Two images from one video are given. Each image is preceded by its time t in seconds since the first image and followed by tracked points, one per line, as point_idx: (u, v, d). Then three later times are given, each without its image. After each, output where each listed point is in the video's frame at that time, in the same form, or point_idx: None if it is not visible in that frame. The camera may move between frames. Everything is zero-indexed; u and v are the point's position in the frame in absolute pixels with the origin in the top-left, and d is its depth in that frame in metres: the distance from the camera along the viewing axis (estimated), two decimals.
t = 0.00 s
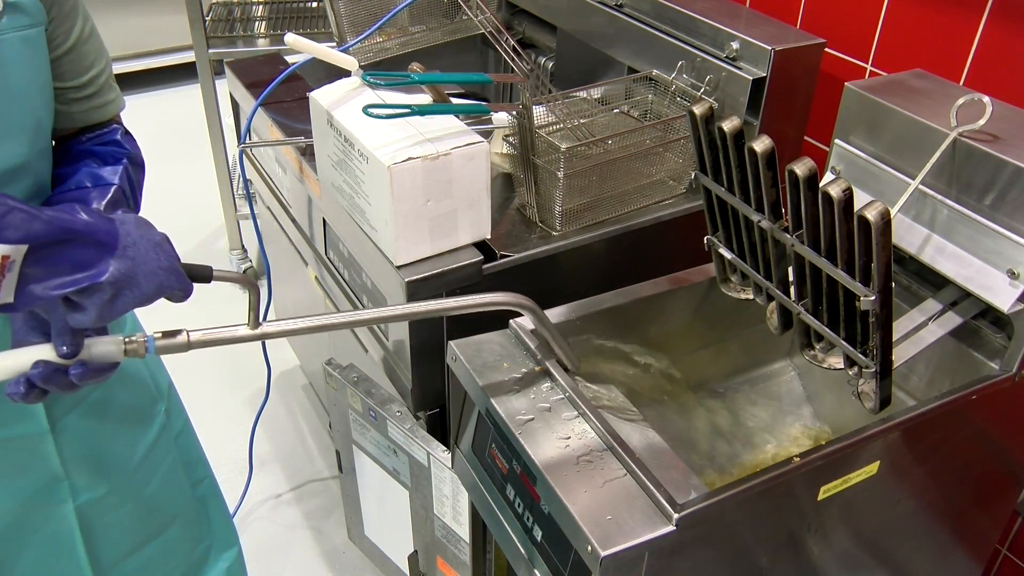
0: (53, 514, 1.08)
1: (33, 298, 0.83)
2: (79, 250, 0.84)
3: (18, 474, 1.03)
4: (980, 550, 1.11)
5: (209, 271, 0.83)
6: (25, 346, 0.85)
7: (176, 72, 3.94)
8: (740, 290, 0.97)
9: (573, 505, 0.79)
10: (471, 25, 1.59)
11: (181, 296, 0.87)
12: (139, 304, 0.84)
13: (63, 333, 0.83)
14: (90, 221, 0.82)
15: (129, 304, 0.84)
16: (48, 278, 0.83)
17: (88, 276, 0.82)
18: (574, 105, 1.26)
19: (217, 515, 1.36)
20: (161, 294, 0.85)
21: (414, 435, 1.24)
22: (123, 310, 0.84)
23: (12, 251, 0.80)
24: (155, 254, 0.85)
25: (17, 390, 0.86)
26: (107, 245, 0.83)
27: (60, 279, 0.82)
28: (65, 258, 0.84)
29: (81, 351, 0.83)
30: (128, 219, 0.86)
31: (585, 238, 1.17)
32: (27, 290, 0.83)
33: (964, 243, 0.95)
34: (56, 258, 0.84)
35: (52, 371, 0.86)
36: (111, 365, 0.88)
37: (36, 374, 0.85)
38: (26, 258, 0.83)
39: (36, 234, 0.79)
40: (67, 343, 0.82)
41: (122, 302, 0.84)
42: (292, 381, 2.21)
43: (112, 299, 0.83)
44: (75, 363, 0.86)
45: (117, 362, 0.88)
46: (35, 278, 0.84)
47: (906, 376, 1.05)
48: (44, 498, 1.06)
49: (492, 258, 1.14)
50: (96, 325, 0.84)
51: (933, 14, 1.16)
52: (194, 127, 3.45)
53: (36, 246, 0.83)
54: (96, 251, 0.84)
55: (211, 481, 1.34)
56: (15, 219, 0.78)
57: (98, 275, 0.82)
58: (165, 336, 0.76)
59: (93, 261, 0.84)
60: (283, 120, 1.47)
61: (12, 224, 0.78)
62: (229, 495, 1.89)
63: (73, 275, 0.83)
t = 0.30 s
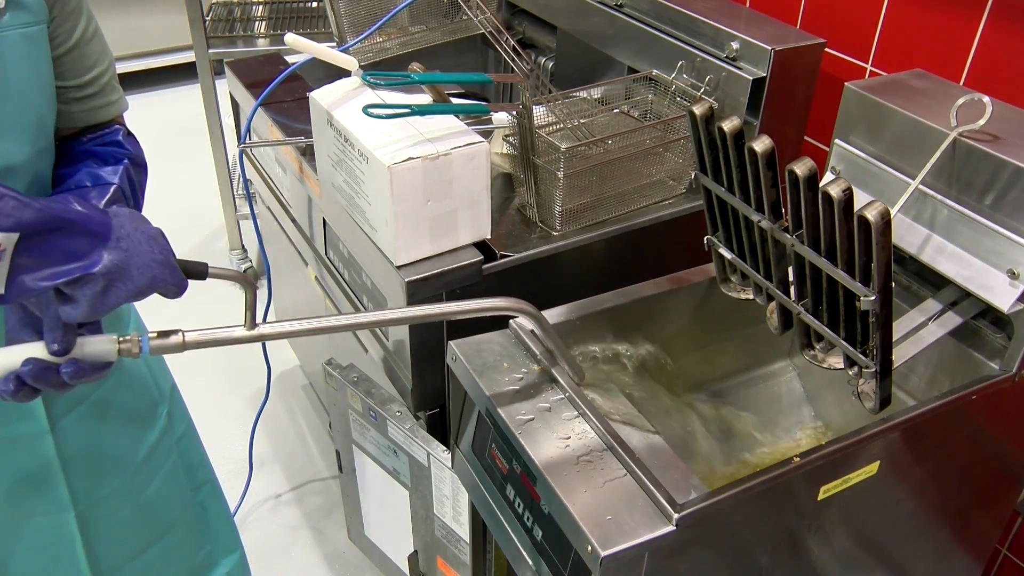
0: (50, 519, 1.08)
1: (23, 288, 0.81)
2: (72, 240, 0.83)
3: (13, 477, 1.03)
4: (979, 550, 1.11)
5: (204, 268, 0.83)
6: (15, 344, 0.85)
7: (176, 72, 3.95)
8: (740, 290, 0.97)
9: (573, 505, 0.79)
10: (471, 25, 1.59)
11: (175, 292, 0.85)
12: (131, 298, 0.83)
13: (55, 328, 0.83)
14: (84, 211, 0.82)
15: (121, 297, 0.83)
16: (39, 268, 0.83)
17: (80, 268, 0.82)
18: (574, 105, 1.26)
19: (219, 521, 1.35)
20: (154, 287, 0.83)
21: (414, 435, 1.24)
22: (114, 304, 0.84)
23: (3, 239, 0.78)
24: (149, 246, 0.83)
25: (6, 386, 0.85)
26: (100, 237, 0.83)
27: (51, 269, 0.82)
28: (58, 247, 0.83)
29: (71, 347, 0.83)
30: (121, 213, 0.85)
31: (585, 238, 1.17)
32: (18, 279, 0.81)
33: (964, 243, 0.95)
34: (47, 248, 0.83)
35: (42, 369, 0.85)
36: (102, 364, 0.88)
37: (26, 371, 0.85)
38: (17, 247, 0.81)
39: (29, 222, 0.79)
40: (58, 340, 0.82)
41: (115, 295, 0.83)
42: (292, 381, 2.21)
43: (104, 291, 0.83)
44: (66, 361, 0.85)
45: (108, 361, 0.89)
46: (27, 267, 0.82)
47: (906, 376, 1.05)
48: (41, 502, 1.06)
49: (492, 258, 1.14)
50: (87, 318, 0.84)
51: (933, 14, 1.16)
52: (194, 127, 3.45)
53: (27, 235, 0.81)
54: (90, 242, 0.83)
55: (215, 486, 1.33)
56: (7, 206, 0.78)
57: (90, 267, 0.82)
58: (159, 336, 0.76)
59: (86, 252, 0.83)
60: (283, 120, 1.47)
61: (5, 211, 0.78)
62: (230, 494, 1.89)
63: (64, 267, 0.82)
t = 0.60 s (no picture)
0: (50, 521, 1.08)
1: (20, 289, 0.80)
2: (71, 240, 0.83)
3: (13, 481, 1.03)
4: (979, 550, 1.11)
5: (207, 274, 0.82)
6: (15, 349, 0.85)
7: (176, 72, 3.95)
8: (740, 290, 0.97)
9: (573, 505, 0.79)
10: (471, 25, 1.59)
11: (174, 295, 0.85)
12: (129, 299, 0.83)
13: (54, 330, 0.82)
14: (85, 211, 0.82)
15: (118, 297, 0.82)
16: (37, 267, 0.82)
17: (78, 269, 0.81)
18: (574, 105, 1.26)
19: (220, 523, 1.35)
20: (153, 289, 0.83)
21: (414, 435, 1.24)
22: (111, 305, 0.83)
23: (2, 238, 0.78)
24: (148, 248, 0.83)
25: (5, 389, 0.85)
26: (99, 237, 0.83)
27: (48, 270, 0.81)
28: (55, 247, 0.82)
29: (71, 352, 0.82)
30: (121, 214, 0.85)
31: (585, 238, 1.17)
32: (16, 280, 0.80)
33: (964, 243, 0.95)
34: (44, 249, 0.82)
35: (40, 374, 0.85)
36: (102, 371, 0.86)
37: (24, 375, 0.84)
38: (14, 246, 0.81)
39: (27, 221, 0.78)
40: (57, 346, 0.82)
41: (113, 296, 0.82)
42: (292, 381, 2.21)
43: (102, 292, 0.82)
44: (64, 367, 0.84)
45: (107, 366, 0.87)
46: (24, 267, 0.82)
47: (906, 376, 1.05)
48: (42, 504, 1.06)
49: (492, 258, 1.14)
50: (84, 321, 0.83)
51: (933, 14, 1.16)
52: (194, 127, 3.45)
53: (25, 233, 0.81)
54: (89, 242, 0.83)
55: (216, 488, 1.33)
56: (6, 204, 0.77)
57: (88, 268, 0.81)
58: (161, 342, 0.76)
59: (83, 252, 0.83)
60: (283, 120, 1.47)
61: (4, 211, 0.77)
62: (229, 494, 1.89)
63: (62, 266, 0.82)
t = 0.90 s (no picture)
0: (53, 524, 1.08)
1: (23, 294, 0.79)
2: (79, 246, 0.82)
3: (17, 486, 1.02)
4: (979, 550, 1.11)
5: (213, 284, 0.81)
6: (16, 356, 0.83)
7: (177, 72, 3.95)
8: (740, 290, 0.97)
9: (573, 505, 0.79)
10: (471, 25, 1.59)
11: (179, 305, 0.81)
12: (131, 306, 0.80)
13: (60, 340, 0.80)
14: (89, 217, 0.81)
15: (122, 305, 0.80)
16: (40, 272, 0.81)
17: (83, 273, 0.79)
18: (574, 105, 1.26)
19: (223, 524, 1.35)
20: (156, 297, 0.79)
21: (414, 435, 1.24)
22: (115, 313, 0.80)
23: (3, 241, 0.77)
24: (153, 255, 0.80)
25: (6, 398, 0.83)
26: (103, 243, 0.81)
27: (52, 274, 0.80)
28: (59, 251, 0.82)
29: (75, 361, 0.80)
30: (130, 220, 0.82)
31: (585, 238, 1.17)
32: (21, 285, 0.80)
33: (964, 243, 0.95)
34: (51, 255, 0.82)
35: (42, 382, 0.83)
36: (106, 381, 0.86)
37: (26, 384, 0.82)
38: (17, 250, 0.80)
39: (32, 224, 0.78)
40: (62, 353, 0.80)
41: (115, 304, 0.80)
42: (292, 380, 2.21)
43: (105, 298, 0.79)
44: (69, 377, 0.83)
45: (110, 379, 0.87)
46: (27, 271, 0.81)
47: (906, 376, 1.06)
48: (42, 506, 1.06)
49: (492, 258, 1.14)
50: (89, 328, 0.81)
51: (933, 14, 1.16)
52: (194, 127, 3.45)
53: (29, 237, 0.80)
54: (95, 247, 0.82)
55: (220, 489, 1.33)
56: (10, 207, 0.77)
57: (91, 273, 0.79)
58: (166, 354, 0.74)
59: (89, 257, 0.81)
60: (283, 120, 1.47)
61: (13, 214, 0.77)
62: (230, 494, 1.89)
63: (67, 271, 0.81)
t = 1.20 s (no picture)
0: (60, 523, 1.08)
1: (35, 298, 0.78)
2: (93, 251, 0.80)
3: (28, 486, 1.02)
4: (979, 550, 1.11)
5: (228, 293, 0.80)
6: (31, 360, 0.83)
7: (177, 72, 3.94)
8: (740, 290, 0.97)
9: (573, 505, 0.79)
10: (471, 25, 1.59)
11: (192, 313, 0.80)
12: (143, 314, 0.79)
13: (75, 346, 0.79)
14: (104, 222, 0.79)
15: (134, 312, 0.79)
16: (52, 276, 0.79)
17: (94, 279, 0.78)
18: (574, 105, 1.26)
19: (229, 524, 1.35)
20: (170, 306, 0.78)
21: (414, 435, 1.26)
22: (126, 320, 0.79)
23: (17, 244, 0.75)
24: (166, 263, 0.79)
25: (20, 402, 0.84)
26: (116, 249, 0.80)
27: (64, 278, 0.78)
28: (71, 256, 0.80)
29: (89, 368, 0.79)
30: (145, 227, 0.82)
31: (585, 238, 1.17)
32: (32, 289, 0.78)
33: (964, 243, 0.95)
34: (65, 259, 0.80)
35: (54, 388, 0.83)
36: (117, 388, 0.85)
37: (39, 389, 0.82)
38: (29, 253, 0.78)
39: (46, 228, 0.76)
40: (76, 360, 0.79)
41: (128, 310, 0.79)
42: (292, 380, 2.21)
43: (116, 305, 0.79)
44: (80, 383, 0.83)
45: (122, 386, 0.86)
46: (39, 275, 0.79)
47: (906, 376, 1.06)
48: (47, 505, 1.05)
49: (491, 258, 1.14)
50: (99, 334, 0.80)
51: (933, 14, 1.16)
52: (194, 127, 3.45)
53: (42, 241, 0.78)
54: (109, 254, 0.80)
55: (225, 488, 1.33)
56: (24, 211, 0.75)
57: (103, 279, 0.78)
58: (180, 362, 0.74)
59: (103, 263, 0.80)
60: (283, 120, 1.47)
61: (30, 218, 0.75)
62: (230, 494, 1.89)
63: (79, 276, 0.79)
